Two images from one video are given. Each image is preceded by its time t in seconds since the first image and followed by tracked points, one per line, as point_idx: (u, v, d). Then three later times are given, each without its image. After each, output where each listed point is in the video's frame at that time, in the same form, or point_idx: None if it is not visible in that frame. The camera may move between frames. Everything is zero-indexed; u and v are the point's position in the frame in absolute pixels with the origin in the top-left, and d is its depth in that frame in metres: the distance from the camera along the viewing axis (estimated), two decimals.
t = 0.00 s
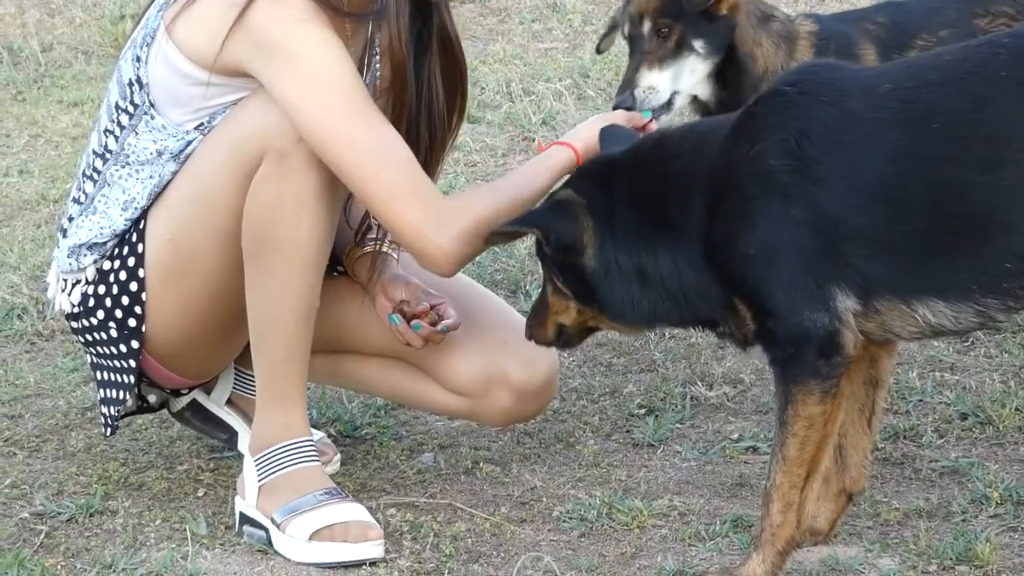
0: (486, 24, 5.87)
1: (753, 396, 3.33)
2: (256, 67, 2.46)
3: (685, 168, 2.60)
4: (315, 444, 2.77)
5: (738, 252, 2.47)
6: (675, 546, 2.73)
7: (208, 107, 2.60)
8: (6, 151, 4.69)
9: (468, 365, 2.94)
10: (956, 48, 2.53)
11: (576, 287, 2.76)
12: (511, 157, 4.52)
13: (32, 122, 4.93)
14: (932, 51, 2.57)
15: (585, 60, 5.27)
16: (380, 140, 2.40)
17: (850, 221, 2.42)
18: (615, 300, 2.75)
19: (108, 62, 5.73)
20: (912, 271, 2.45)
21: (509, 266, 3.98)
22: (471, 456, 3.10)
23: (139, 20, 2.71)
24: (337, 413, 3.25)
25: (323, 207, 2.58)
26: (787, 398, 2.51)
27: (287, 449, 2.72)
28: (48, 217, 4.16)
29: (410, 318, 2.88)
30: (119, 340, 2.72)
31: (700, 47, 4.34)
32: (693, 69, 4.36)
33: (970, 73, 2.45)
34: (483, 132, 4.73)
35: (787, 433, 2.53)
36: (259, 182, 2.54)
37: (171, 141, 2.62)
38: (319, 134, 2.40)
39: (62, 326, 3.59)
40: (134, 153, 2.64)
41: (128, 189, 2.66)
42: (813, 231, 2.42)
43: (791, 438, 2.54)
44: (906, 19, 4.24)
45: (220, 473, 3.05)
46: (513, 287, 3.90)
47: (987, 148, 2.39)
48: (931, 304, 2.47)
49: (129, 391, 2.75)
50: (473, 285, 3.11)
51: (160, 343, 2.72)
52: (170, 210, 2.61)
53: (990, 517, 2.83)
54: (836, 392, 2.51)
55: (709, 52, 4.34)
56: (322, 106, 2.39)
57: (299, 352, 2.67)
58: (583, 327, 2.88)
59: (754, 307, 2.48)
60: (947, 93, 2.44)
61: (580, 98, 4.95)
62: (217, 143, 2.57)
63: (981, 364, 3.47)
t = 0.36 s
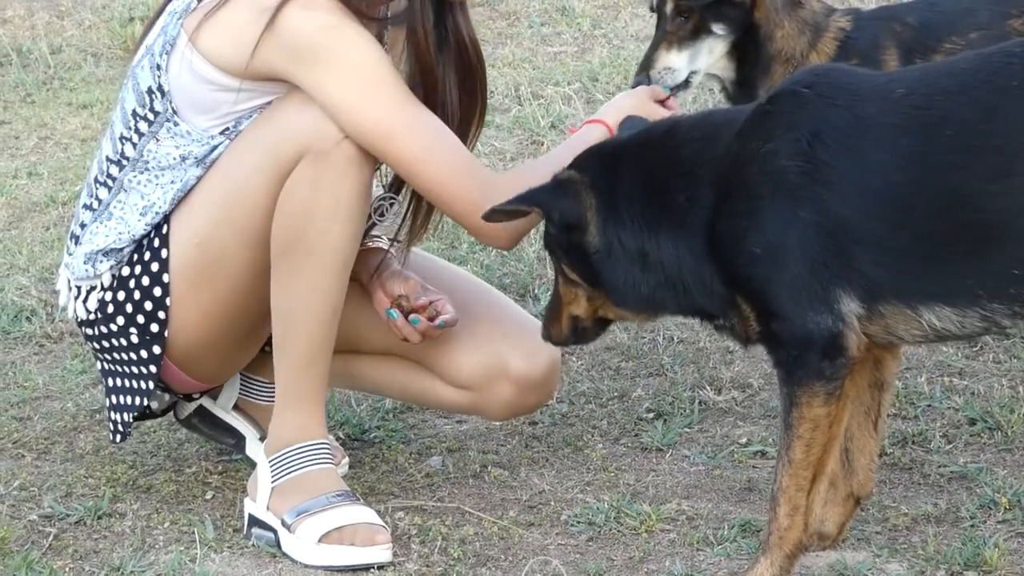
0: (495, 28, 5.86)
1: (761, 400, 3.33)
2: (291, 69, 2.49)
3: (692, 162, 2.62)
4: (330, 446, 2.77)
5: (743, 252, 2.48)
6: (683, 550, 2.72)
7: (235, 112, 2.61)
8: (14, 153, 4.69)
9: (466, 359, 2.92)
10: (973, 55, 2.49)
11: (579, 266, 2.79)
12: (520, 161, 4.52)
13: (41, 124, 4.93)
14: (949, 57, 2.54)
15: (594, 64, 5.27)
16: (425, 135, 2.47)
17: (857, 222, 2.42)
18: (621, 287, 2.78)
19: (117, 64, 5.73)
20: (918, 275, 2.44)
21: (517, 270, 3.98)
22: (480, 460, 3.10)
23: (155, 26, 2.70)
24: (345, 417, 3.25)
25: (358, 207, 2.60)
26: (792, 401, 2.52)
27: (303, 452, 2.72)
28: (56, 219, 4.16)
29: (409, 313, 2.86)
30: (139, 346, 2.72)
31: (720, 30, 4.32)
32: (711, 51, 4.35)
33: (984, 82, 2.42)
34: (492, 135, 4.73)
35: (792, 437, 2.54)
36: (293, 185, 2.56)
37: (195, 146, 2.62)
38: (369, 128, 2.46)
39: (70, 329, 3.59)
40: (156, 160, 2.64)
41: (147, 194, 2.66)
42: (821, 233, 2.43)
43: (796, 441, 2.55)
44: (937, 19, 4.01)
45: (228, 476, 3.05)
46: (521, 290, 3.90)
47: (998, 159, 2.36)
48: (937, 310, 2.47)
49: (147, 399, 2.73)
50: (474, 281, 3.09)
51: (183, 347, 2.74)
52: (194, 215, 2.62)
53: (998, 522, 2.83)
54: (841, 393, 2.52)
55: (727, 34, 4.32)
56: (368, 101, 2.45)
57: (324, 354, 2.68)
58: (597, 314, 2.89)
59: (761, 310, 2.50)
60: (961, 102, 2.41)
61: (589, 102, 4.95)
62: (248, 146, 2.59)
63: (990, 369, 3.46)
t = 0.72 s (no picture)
0: (502, 33, 5.87)
1: (768, 407, 3.32)
2: (308, 74, 2.49)
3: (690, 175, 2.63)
4: (338, 453, 2.78)
5: (743, 256, 2.48)
6: (689, 556, 2.72)
7: (249, 119, 2.61)
8: (21, 158, 4.69)
9: (482, 346, 2.93)
10: (974, 60, 2.48)
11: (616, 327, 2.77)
12: (527, 166, 4.52)
13: (48, 129, 4.93)
14: (952, 60, 2.53)
15: (601, 70, 5.27)
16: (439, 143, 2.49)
17: (854, 225, 2.42)
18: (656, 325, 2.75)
19: (124, 69, 5.73)
20: (915, 279, 2.43)
21: (524, 275, 3.98)
22: (486, 465, 3.10)
23: (158, 37, 2.68)
24: (352, 422, 3.25)
25: (375, 213, 2.61)
26: (793, 404, 2.50)
27: (313, 457, 2.72)
28: (63, 224, 4.16)
29: (425, 304, 2.85)
30: (156, 358, 2.72)
31: (745, 46, 4.31)
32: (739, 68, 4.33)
33: (983, 87, 2.41)
34: (498, 141, 4.73)
35: (794, 439, 2.53)
36: (312, 191, 2.56)
37: (209, 154, 2.63)
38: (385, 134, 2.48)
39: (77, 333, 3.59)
40: (168, 170, 2.64)
41: (158, 205, 2.66)
42: (818, 237, 2.42)
43: (798, 444, 2.53)
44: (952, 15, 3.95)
45: (234, 481, 3.05)
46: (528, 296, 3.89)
47: (995, 164, 2.35)
48: (935, 313, 2.45)
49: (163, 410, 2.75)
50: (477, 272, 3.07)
51: (199, 357, 2.74)
52: (210, 221, 2.63)
53: (1005, 529, 2.83)
54: (842, 397, 2.50)
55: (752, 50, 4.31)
56: (385, 107, 2.47)
57: (335, 360, 2.68)
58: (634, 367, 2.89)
59: (763, 315, 2.50)
60: (960, 106, 2.41)
61: (596, 108, 4.95)
62: (267, 150, 2.60)
63: (997, 376, 3.46)
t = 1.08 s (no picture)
0: (509, 37, 5.87)
1: (773, 411, 3.32)
2: (326, 76, 2.50)
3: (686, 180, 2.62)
4: (347, 455, 2.77)
5: (745, 259, 2.48)
6: (695, 560, 2.72)
7: (261, 123, 2.61)
8: (28, 161, 4.69)
9: (477, 340, 2.93)
10: (978, 71, 2.48)
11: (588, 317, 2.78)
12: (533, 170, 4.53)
13: (54, 132, 4.94)
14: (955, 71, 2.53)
15: (607, 73, 5.27)
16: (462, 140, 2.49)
17: (855, 229, 2.42)
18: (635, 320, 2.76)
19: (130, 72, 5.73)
20: (915, 286, 2.44)
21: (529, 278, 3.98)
22: (491, 468, 3.10)
23: (168, 42, 2.69)
24: (358, 425, 3.25)
25: (390, 213, 2.61)
26: (795, 407, 2.50)
27: (323, 459, 2.72)
28: (69, 227, 4.17)
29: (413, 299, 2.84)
30: (161, 360, 2.71)
31: (750, 32, 4.33)
32: (741, 53, 4.36)
33: (985, 100, 2.41)
34: (504, 144, 4.74)
35: (798, 442, 2.52)
36: (328, 193, 2.57)
37: (220, 157, 2.62)
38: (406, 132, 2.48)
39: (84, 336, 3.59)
40: (175, 173, 2.63)
41: (165, 208, 2.65)
42: (820, 240, 2.42)
43: (801, 447, 2.53)
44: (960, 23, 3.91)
45: (240, 484, 3.05)
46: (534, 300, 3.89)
47: (995, 178, 2.36)
48: (932, 323, 2.47)
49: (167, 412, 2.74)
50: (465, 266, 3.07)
51: (206, 358, 2.73)
52: (221, 224, 2.62)
53: (1011, 533, 2.82)
54: (844, 399, 2.51)
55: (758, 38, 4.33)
56: (406, 106, 2.47)
57: (348, 361, 2.68)
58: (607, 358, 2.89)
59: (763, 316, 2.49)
60: (960, 117, 2.42)
61: (602, 111, 4.96)
62: (281, 151, 2.61)
63: (1003, 380, 3.46)
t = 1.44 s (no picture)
0: (513, 40, 5.87)
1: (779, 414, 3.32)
2: (338, 78, 2.55)
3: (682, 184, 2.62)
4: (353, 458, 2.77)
5: (744, 254, 2.47)
6: (700, 563, 2.72)
7: (271, 132, 2.64)
8: (32, 165, 4.70)
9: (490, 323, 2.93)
10: (987, 79, 2.49)
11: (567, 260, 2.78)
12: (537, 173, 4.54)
13: (59, 136, 4.94)
14: (964, 79, 2.53)
15: (612, 76, 5.28)
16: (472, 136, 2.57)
17: (856, 234, 2.41)
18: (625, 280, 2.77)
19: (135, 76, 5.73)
20: (922, 294, 2.44)
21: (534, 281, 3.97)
22: (496, 472, 3.09)
23: (168, 56, 2.68)
24: (362, 429, 3.25)
25: (403, 214, 2.64)
26: (795, 410, 2.51)
27: (330, 460, 2.72)
28: (74, 230, 4.17)
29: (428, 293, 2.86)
30: (180, 373, 2.72)
31: (759, 55, 4.21)
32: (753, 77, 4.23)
33: (994, 108, 2.41)
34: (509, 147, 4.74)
35: (798, 445, 2.53)
36: (343, 196, 2.59)
37: (231, 168, 2.63)
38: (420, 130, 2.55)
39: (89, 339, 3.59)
40: (187, 186, 2.64)
41: (176, 221, 2.66)
42: (823, 242, 2.41)
43: (802, 450, 2.54)
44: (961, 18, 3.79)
45: (245, 488, 3.05)
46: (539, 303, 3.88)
47: (1005, 186, 2.36)
48: (932, 330, 2.47)
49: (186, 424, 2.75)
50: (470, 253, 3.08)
51: (223, 369, 2.73)
52: (234, 233, 2.63)
53: (1016, 536, 2.82)
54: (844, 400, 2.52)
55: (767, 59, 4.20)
56: (417, 104, 2.54)
57: (357, 361, 2.69)
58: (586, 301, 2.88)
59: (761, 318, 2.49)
60: (970, 124, 2.41)
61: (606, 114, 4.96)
62: (293, 159, 2.62)
63: (1008, 383, 3.45)
